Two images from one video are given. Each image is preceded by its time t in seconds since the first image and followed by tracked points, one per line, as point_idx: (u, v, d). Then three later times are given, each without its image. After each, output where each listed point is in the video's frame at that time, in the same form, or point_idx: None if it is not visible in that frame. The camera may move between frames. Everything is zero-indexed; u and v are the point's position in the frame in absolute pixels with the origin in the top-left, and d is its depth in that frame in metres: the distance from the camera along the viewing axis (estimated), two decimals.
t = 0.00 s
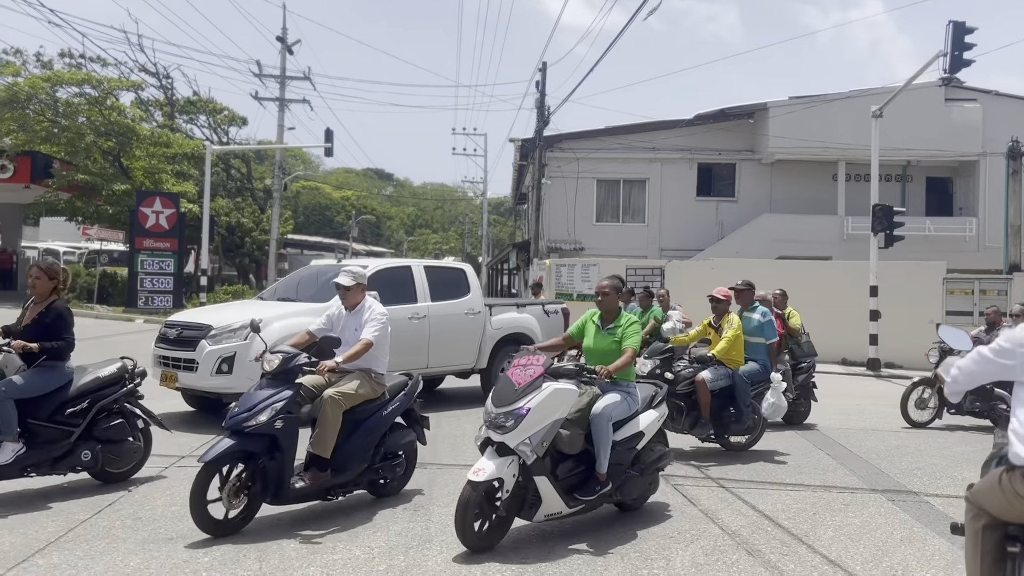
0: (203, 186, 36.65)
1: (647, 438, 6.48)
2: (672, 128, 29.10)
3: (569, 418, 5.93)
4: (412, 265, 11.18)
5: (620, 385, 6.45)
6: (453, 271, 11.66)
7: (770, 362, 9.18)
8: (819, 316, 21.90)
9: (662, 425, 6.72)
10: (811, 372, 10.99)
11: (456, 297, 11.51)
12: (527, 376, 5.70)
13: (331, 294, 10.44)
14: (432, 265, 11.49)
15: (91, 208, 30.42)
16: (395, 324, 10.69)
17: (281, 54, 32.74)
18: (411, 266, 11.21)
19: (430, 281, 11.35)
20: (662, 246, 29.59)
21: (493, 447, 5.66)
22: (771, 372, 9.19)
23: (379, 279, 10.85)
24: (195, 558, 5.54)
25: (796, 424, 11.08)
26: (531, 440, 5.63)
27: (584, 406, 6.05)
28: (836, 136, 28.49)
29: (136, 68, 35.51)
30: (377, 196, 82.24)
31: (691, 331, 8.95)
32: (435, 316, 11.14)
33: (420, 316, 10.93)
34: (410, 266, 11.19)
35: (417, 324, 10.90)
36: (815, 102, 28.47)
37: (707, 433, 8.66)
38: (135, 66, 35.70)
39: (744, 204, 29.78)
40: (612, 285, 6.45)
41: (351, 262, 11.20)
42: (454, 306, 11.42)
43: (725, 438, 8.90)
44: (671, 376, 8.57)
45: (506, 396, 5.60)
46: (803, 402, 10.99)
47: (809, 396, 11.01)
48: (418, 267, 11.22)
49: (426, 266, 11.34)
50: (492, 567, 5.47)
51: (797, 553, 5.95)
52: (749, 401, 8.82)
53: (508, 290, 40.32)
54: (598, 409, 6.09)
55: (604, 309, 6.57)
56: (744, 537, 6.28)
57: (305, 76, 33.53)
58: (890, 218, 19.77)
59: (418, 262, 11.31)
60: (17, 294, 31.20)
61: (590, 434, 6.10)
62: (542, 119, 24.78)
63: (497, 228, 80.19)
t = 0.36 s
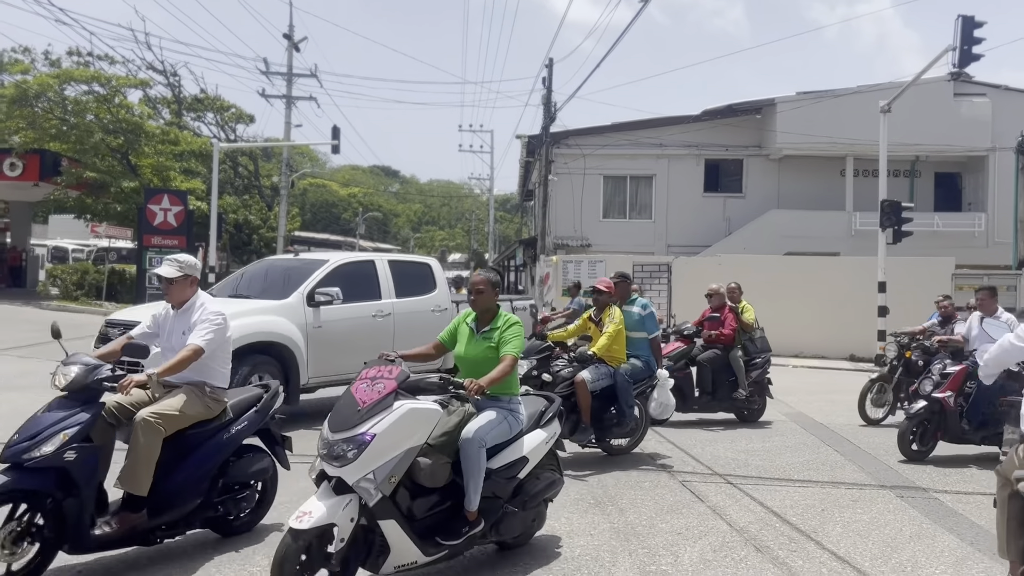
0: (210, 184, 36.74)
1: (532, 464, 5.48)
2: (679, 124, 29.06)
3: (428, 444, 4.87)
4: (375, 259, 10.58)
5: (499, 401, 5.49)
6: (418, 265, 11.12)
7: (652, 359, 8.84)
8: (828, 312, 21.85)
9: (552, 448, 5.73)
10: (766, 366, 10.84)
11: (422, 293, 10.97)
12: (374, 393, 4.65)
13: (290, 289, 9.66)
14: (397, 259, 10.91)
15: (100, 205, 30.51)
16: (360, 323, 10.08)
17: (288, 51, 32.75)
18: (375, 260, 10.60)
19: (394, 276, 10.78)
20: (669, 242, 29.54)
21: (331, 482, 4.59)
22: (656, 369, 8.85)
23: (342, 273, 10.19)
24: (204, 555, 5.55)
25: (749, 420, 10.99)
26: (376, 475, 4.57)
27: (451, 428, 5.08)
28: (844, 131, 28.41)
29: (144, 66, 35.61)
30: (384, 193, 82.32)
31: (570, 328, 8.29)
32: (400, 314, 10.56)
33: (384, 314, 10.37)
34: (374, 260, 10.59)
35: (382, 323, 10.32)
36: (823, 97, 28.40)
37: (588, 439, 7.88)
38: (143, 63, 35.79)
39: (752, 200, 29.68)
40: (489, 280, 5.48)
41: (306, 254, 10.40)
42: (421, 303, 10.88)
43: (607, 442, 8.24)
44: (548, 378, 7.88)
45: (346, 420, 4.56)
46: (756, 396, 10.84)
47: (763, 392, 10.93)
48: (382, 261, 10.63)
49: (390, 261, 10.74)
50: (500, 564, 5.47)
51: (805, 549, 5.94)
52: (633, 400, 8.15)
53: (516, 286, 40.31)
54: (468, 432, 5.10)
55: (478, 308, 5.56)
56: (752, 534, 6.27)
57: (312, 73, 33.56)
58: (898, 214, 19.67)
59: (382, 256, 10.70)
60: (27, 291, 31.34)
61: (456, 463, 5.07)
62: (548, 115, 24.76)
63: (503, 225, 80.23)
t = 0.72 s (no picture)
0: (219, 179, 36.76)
1: (371, 512, 4.40)
2: (688, 118, 28.96)
3: (208, 497, 3.86)
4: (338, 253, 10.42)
5: (325, 432, 4.40)
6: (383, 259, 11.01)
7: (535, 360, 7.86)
8: (838, 306, 21.77)
9: (401, 485, 4.67)
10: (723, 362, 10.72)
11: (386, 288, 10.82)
12: (123, 433, 3.57)
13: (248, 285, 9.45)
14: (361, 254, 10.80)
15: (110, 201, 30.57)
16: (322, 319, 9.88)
17: (296, 46, 32.74)
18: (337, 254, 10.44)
19: (357, 269, 10.62)
20: (678, 237, 29.46)
21: (61, 553, 3.55)
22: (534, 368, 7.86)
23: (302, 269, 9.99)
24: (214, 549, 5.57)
25: (709, 417, 10.85)
26: (122, 545, 3.52)
27: (247, 472, 4.07)
28: (853, 125, 28.28)
29: (153, 62, 35.65)
30: (391, 188, 82.33)
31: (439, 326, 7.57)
32: (363, 310, 10.37)
33: (349, 310, 10.17)
34: (338, 254, 10.44)
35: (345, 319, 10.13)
36: (832, 91, 28.28)
37: (461, 452, 7.23)
38: (152, 59, 35.85)
39: (761, 194, 29.57)
40: (313, 268, 4.39)
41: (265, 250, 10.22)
42: (385, 298, 10.74)
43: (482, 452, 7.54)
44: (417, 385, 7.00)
45: (81, 469, 3.48)
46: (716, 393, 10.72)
47: (720, 387, 10.81)
48: (345, 255, 10.49)
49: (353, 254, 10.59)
50: (507, 558, 5.47)
51: (815, 544, 5.93)
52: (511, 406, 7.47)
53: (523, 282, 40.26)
54: (272, 477, 4.05)
55: (298, 307, 4.40)
56: (761, 528, 6.26)
57: (320, 69, 33.53)
58: (908, 208, 19.55)
59: (344, 250, 10.54)
60: (38, 287, 31.44)
61: (257, 516, 4.06)
62: (556, 110, 24.70)
63: (511, 220, 80.17)
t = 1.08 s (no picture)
0: (227, 174, 36.80)
1: None
2: (697, 112, 28.88)
3: None
4: (299, 244, 9.63)
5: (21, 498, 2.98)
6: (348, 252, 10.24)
7: (412, 365, 6.92)
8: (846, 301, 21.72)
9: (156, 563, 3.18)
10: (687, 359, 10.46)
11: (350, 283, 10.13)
12: None
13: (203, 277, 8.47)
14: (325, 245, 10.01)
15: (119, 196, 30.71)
16: (284, 316, 9.11)
17: (304, 42, 32.75)
18: (298, 245, 9.65)
19: (319, 263, 9.86)
20: (686, 232, 29.39)
21: None
22: (413, 376, 6.89)
23: (261, 260, 9.11)
24: (223, 542, 5.58)
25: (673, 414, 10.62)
26: None
27: None
28: (863, 119, 28.15)
29: (161, 58, 35.72)
30: (399, 183, 82.42)
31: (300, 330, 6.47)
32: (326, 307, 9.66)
33: (311, 306, 9.44)
34: (299, 245, 9.65)
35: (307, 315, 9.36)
36: (841, 84, 28.14)
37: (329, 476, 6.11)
38: (160, 55, 35.88)
39: (770, 188, 29.49)
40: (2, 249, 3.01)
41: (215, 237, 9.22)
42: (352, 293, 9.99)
43: (353, 475, 6.49)
44: (274, 397, 5.78)
45: None
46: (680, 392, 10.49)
47: (684, 383, 10.55)
48: (308, 246, 9.72)
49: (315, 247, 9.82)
50: (516, 553, 5.49)
51: (824, 539, 5.92)
52: (387, 419, 6.48)
53: (530, 277, 40.25)
54: None
55: None
56: (770, 523, 6.26)
57: (329, 64, 33.50)
58: (918, 202, 19.45)
59: (306, 242, 9.76)
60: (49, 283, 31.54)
61: None
62: (564, 105, 24.64)
63: (518, 215, 80.19)
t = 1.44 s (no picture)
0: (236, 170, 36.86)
1: None
2: (706, 106, 28.79)
3: None
4: (255, 233, 8.75)
5: None
6: (309, 243, 9.39)
7: (244, 378, 5.50)
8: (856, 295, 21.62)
9: None
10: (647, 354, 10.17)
11: (314, 278, 9.25)
12: None
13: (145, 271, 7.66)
14: (286, 237, 9.14)
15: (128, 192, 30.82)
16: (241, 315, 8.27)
17: (312, 37, 32.75)
18: (253, 235, 8.76)
19: (279, 255, 8.99)
20: (695, 226, 29.28)
21: None
22: (244, 390, 5.49)
23: (212, 252, 8.25)
24: (233, 535, 5.60)
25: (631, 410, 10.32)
26: None
27: None
28: (872, 112, 27.99)
29: (170, 54, 35.80)
30: (407, 178, 82.49)
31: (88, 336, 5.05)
32: (287, 304, 8.80)
33: (268, 302, 8.57)
34: (253, 236, 8.75)
35: (264, 314, 8.52)
36: (851, 78, 27.99)
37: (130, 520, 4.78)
38: (169, 51, 35.91)
39: (779, 183, 29.38)
40: None
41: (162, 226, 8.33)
42: (314, 288, 9.16)
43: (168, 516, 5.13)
44: (41, 426, 4.46)
45: None
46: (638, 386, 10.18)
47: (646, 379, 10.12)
48: (263, 237, 8.79)
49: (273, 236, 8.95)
50: (524, 546, 5.49)
51: (834, 533, 5.89)
52: (205, 446, 5.09)
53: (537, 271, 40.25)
54: None
55: None
56: (779, 517, 6.23)
57: (336, 59, 33.49)
58: (928, 195, 19.32)
59: (263, 231, 8.88)
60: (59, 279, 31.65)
61: None
62: (572, 99, 24.56)
63: (527, 210, 80.15)
